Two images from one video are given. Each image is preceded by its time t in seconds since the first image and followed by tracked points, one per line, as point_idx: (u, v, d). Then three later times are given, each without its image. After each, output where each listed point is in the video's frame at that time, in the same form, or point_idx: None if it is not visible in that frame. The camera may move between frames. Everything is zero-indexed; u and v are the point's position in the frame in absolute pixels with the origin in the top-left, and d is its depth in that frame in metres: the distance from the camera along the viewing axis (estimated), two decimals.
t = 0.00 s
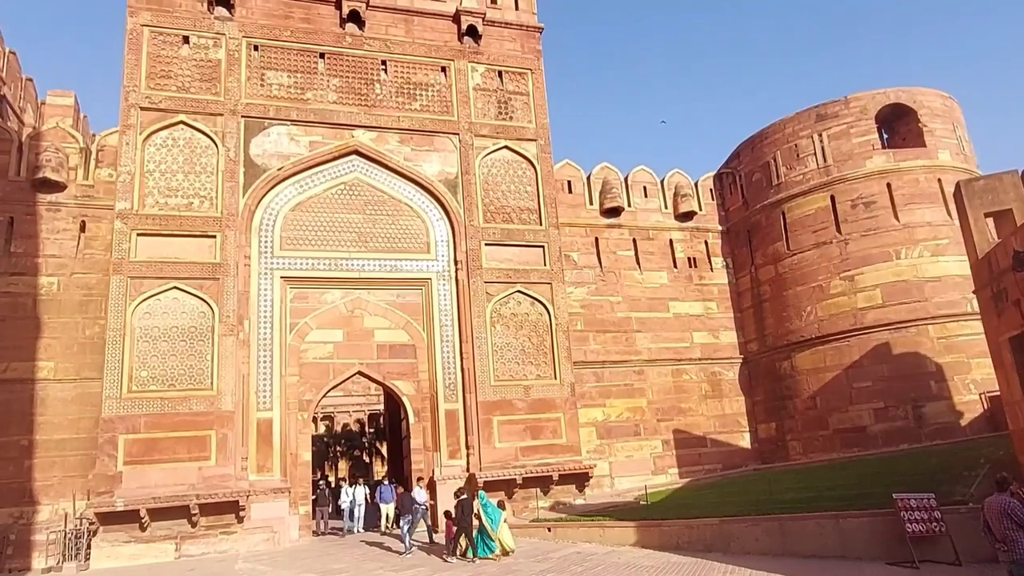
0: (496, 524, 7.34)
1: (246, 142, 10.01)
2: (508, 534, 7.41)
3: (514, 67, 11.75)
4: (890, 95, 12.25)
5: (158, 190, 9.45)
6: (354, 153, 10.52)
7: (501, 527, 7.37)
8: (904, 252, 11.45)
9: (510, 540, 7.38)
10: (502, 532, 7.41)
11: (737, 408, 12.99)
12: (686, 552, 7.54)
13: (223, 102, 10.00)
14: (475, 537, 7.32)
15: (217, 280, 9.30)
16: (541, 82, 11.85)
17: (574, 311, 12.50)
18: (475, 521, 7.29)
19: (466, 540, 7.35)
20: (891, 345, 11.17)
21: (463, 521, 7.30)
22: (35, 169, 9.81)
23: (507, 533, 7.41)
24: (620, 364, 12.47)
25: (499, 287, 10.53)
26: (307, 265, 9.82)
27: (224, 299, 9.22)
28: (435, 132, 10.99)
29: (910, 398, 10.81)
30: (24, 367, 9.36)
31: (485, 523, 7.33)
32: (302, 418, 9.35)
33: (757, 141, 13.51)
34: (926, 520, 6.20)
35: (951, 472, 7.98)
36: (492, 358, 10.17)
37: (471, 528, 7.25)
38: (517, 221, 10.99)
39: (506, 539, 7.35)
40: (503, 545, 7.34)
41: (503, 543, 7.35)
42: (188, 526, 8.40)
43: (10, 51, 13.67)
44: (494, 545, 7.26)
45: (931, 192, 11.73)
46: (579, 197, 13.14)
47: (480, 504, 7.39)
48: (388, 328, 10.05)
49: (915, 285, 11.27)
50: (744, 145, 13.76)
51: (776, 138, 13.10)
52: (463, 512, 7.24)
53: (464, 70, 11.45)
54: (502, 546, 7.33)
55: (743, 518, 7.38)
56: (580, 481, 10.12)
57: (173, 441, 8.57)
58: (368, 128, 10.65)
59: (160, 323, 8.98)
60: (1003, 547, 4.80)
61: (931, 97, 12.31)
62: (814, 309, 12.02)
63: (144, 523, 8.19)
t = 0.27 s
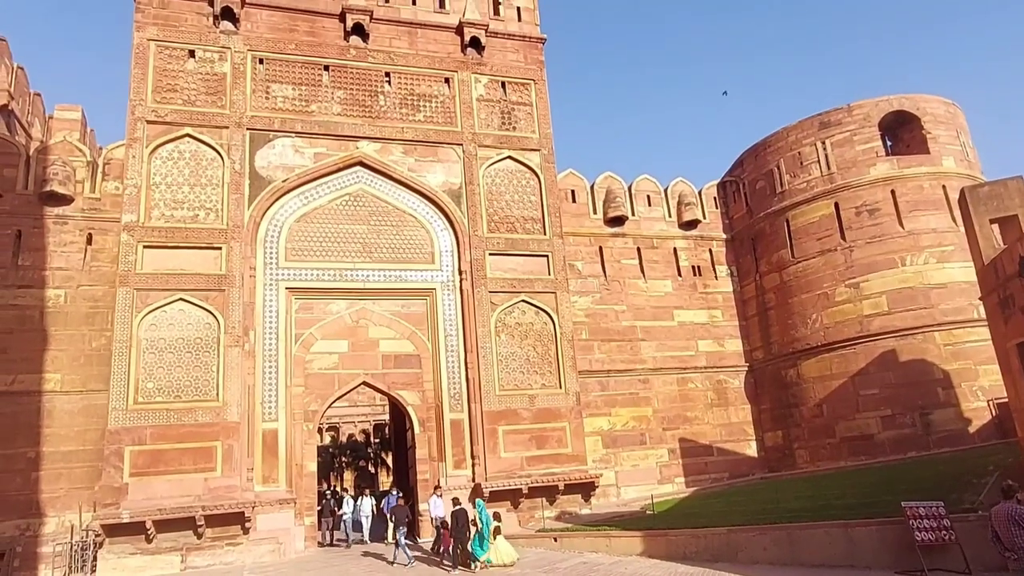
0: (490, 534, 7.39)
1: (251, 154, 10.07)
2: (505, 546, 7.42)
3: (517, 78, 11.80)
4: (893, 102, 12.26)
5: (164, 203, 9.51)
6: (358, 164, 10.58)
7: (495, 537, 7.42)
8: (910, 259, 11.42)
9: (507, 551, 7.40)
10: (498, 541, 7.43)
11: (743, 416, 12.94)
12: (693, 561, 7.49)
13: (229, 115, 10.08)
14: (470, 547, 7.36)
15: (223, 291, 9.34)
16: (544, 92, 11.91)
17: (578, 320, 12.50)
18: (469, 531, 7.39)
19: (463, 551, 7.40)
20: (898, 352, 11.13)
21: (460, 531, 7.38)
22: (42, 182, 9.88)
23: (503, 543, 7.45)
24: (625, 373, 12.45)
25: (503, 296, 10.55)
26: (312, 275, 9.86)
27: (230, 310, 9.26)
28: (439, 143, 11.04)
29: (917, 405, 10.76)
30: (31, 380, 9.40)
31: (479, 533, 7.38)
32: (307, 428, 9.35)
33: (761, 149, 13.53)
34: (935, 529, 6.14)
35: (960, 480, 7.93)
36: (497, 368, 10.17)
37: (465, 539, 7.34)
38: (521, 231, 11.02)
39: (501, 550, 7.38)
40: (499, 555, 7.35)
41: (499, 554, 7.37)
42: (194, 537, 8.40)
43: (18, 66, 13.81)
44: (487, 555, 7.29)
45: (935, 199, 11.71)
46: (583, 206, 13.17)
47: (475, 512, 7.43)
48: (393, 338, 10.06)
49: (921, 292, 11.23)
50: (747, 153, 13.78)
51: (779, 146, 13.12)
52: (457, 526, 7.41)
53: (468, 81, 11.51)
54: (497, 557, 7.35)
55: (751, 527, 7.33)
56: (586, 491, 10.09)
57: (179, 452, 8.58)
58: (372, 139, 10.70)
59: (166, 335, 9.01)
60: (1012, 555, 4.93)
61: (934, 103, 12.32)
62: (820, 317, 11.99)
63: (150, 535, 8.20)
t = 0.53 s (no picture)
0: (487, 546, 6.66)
1: (257, 167, 10.13)
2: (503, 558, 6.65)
3: (520, 88, 11.86)
4: (896, 108, 12.27)
5: (171, 216, 9.57)
6: (363, 176, 10.63)
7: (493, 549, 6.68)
8: (916, 265, 11.39)
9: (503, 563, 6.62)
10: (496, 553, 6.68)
11: (750, 424, 12.89)
12: (703, 571, 7.42)
13: (234, 129, 10.15)
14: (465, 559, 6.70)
15: (229, 303, 9.38)
16: (547, 102, 11.95)
17: (584, 328, 12.50)
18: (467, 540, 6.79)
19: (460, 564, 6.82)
20: (905, 358, 11.08)
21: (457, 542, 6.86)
22: (50, 198, 9.97)
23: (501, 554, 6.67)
24: (631, 381, 12.43)
25: (508, 306, 10.56)
26: (317, 287, 9.89)
27: (236, 323, 9.29)
28: (443, 154, 11.08)
29: (926, 411, 10.70)
30: (39, 393, 9.44)
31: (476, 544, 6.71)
32: (314, 440, 9.35)
33: (764, 157, 13.54)
34: (945, 536, 6.13)
35: (970, 486, 7.88)
36: (502, 377, 10.17)
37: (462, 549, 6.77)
38: (526, 240, 11.04)
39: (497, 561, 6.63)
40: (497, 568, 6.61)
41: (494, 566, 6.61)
42: (201, 550, 8.39)
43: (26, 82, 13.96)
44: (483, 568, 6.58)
45: (940, 204, 11.69)
46: (587, 215, 13.19)
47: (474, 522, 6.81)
48: (398, 348, 10.07)
49: (928, 297, 11.19)
50: (751, 161, 13.80)
51: (782, 153, 13.13)
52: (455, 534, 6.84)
53: (471, 92, 11.57)
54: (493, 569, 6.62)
55: (759, 536, 7.23)
56: (593, 500, 10.05)
57: (186, 464, 8.60)
58: (376, 151, 10.75)
59: (173, 347, 9.04)
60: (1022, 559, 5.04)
61: (938, 109, 12.33)
62: (826, 323, 11.95)
63: (158, 548, 8.20)
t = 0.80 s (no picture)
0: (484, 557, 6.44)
1: (262, 183, 10.19)
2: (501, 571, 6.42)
3: (523, 100, 11.91)
4: (898, 114, 12.29)
5: (177, 232, 9.63)
6: (367, 189, 10.68)
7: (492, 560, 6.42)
8: (922, 271, 11.35)
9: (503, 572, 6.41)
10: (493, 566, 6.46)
11: (758, 433, 12.83)
12: None
13: (239, 145, 10.22)
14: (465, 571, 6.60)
15: (235, 318, 9.41)
16: (550, 114, 12.00)
17: (589, 338, 12.49)
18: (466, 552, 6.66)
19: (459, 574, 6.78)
20: (913, 365, 11.03)
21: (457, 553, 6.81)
22: (58, 215, 10.05)
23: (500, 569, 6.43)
24: (637, 391, 12.40)
25: (514, 317, 10.56)
26: (323, 300, 9.92)
27: (242, 337, 9.32)
28: (447, 166, 11.13)
29: (934, 417, 10.64)
30: (47, 410, 9.47)
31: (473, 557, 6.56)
32: (321, 453, 9.35)
33: (768, 165, 13.56)
34: (957, 544, 6.08)
35: (981, 493, 7.82)
36: (509, 389, 10.16)
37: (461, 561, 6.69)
38: (530, 251, 11.06)
39: None
40: None
41: None
42: (208, 565, 8.38)
43: (33, 102, 14.11)
44: None
45: (945, 210, 11.67)
46: (591, 225, 13.21)
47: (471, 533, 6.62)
48: (404, 361, 10.08)
49: (935, 303, 11.14)
50: (754, 169, 13.82)
51: (786, 161, 13.15)
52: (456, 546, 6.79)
53: (474, 105, 11.63)
54: None
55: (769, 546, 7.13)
56: (601, 511, 9.99)
57: (193, 479, 8.60)
58: (380, 165, 10.81)
59: (179, 363, 9.07)
60: None
61: (940, 115, 12.34)
62: (832, 331, 11.91)
63: (165, 563, 8.19)
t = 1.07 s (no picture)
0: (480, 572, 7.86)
1: (266, 196, 10.24)
2: None
3: (525, 112, 11.97)
4: (900, 122, 12.31)
5: (182, 246, 9.68)
6: (371, 202, 10.72)
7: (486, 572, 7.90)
8: (926, 278, 11.33)
9: None
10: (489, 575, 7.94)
11: (764, 442, 12.77)
12: None
13: (244, 159, 10.29)
14: None
15: (240, 331, 9.43)
16: (552, 125, 12.06)
17: (594, 349, 12.48)
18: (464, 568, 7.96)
19: None
20: (919, 372, 10.99)
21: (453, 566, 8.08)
22: (64, 230, 10.11)
23: None
24: (642, 402, 12.37)
25: (518, 328, 10.56)
26: (327, 312, 9.94)
27: (247, 350, 9.34)
28: (450, 179, 11.17)
29: (942, 425, 10.59)
30: (53, 425, 9.49)
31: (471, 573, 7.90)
32: (325, 466, 9.33)
33: (770, 174, 13.58)
34: (967, 552, 6.03)
35: (991, 501, 7.77)
36: (513, 400, 10.15)
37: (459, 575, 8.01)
38: (534, 262, 11.08)
39: None
40: None
41: None
42: None
43: (40, 119, 14.23)
44: None
45: (948, 217, 11.66)
46: (594, 236, 13.23)
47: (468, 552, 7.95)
48: (409, 373, 10.08)
49: (940, 310, 11.11)
50: (757, 178, 13.84)
51: (788, 170, 13.17)
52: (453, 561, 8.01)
53: (476, 117, 11.69)
54: None
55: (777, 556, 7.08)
56: (607, 522, 9.93)
57: (199, 493, 8.59)
58: (384, 178, 10.85)
59: (185, 376, 9.09)
60: None
61: (942, 122, 12.36)
62: (838, 339, 11.88)
63: None
